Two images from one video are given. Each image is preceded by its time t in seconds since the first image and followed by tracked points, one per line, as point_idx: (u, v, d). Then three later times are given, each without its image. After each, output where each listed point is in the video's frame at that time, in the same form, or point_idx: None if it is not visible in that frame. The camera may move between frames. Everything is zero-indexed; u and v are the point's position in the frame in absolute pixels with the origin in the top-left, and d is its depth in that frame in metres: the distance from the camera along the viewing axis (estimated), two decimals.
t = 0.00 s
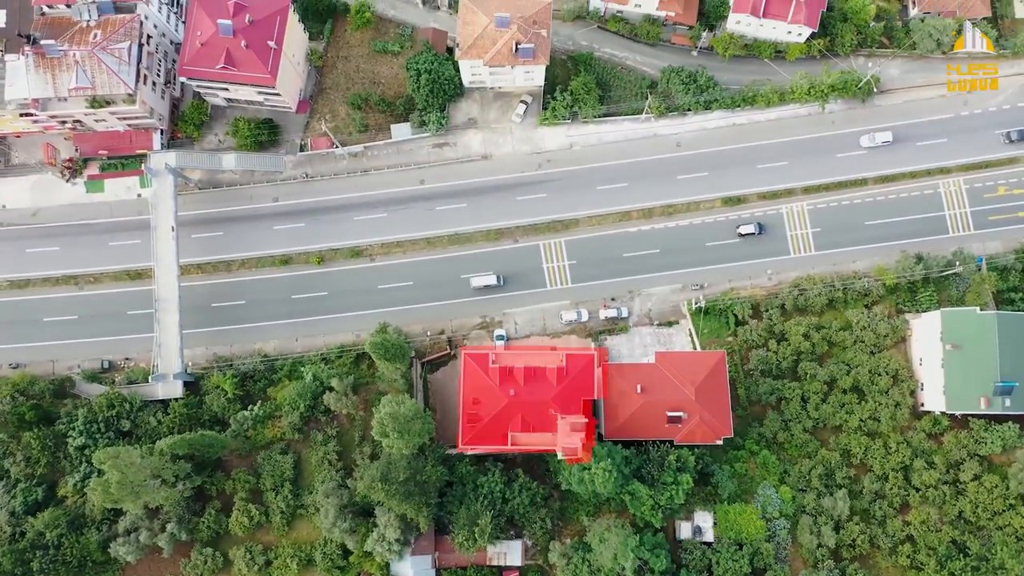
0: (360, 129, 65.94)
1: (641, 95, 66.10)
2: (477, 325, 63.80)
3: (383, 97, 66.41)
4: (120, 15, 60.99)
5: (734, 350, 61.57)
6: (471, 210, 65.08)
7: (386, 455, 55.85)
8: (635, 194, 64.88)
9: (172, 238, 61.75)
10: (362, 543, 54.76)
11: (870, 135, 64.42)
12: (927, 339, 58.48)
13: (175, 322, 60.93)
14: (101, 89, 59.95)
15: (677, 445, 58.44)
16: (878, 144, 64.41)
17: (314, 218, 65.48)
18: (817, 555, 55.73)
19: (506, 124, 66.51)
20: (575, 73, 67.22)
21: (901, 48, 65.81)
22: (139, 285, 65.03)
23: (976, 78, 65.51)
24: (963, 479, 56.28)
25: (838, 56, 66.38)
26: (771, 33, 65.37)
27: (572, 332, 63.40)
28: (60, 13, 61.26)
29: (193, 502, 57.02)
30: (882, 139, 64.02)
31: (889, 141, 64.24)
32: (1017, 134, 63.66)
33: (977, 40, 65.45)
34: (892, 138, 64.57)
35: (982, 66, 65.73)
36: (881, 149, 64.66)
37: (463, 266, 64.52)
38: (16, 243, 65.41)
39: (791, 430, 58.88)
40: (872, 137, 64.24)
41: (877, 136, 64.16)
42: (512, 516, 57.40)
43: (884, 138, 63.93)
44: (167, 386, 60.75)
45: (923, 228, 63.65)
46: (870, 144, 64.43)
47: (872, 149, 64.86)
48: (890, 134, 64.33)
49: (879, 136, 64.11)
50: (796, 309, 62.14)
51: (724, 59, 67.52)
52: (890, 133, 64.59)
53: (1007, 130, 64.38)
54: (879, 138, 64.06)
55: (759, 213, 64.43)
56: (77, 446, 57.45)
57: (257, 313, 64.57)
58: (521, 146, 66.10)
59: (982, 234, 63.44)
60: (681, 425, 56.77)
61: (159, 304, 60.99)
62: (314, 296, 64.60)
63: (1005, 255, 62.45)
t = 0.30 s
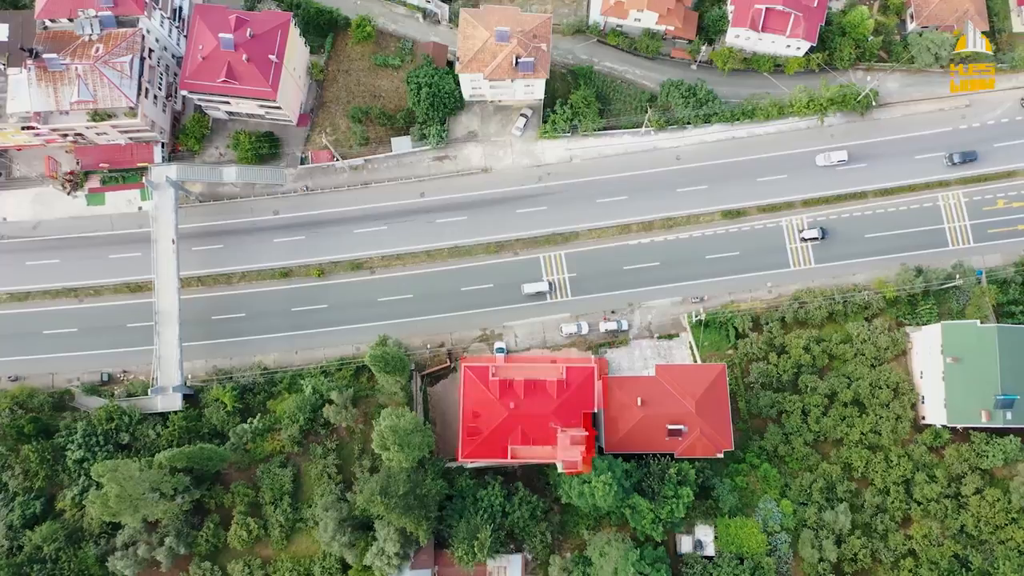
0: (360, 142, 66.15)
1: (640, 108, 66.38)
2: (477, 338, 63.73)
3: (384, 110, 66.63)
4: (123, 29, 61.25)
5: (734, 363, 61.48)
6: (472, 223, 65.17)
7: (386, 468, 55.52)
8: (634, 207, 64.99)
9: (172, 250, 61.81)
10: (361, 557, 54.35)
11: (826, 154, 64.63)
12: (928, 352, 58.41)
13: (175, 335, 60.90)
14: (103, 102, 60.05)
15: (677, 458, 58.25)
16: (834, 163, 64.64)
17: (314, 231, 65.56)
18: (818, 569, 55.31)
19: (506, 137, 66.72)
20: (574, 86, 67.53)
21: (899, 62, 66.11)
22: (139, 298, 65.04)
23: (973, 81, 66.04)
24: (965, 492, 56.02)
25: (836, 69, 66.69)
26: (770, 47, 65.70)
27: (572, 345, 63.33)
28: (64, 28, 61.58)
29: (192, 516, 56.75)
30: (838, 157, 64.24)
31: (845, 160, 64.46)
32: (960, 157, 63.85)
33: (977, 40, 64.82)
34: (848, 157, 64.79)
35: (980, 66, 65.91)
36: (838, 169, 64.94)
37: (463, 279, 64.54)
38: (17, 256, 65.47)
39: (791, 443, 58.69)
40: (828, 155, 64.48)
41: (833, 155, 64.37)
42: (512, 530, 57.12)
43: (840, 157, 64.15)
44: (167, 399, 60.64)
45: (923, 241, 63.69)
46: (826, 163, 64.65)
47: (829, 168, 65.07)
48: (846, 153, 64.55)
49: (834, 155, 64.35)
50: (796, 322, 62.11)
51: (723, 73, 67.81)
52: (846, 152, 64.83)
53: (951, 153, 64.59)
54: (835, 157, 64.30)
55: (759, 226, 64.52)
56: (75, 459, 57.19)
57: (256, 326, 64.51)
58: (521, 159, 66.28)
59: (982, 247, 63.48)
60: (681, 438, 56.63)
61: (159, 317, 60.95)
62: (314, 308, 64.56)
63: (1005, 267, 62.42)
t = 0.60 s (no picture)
0: (361, 155, 66.34)
1: (640, 122, 66.63)
2: (477, 351, 63.65)
3: (384, 123, 66.88)
4: (124, 43, 61.51)
5: (735, 376, 61.37)
6: (472, 235, 65.24)
7: (385, 482, 55.29)
8: (634, 219, 65.07)
9: (172, 263, 61.86)
10: (360, 571, 54.02)
11: (781, 173, 64.92)
12: (928, 365, 58.36)
13: (175, 347, 60.85)
14: (104, 116, 60.20)
15: (678, 472, 58.03)
16: (789, 182, 64.89)
17: (314, 244, 65.62)
18: None
19: (507, 150, 66.92)
20: (574, 99, 67.80)
21: (897, 76, 66.43)
22: (139, 310, 65.02)
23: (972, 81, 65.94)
24: (966, 506, 55.74)
25: (835, 83, 66.96)
26: (769, 61, 66.02)
27: (572, 358, 63.23)
28: (66, 41, 61.81)
29: (191, 530, 56.45)
30: (793, 176, 64.45)
31: (800, 178, 64.66)
32: (902, 179, 64.07)
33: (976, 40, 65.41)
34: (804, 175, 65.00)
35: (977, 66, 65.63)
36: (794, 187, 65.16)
37: (463, 291, 64.54)
38: (18, 268, 65.51)
39: (792, 456, 58.51)
40: (783, 174, 64.75)
41: (788, 173, 64.62)
42: (512, 544, 56.82)
43: (795, 176, 64.35)
44: (166, 411, 60.50)
45: (922, 253, 63.73)
46: (782, 182, 64.92)
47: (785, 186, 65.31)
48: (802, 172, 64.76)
49: (789, 174, 64.59)
50: (796, 335, 62.06)
51: (721, 86, 68.14)
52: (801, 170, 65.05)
53: (894, 175, 64.80)
54: (790, 176, 64.53)
55: (759, 239, 64.57)
56: (74, 472, 56.91)
57: (256, 338, 64.47)
58: (521, 172, 66.45)
59: (981, 259, 63.51)
60: (681, 451, 56.45)
61: (159, 329, 60.88)
62: (314, 321, 64.55)
63: (1005, 280, 62.42)
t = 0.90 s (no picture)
0: (361, 168, 66.51)
1: (640, 135, 66.95)
2: (477, 363, 63.55)
3: (385, 136, 67.11)
4: (126, 56, 61.74)
5: (735, 390, 61.28)
6: (472, 248, 65.29)
7: (385, 495, 54.98)
8: (634, 232, 65.15)
9: (172, 275, 61.84)
10: None
11: (736, 192, 65.07)
12: (929, 378, 58.25)
13: (174, 360, 60.76)
14: (105, 129, 60.31)
15: (678, 485, 57.82)
16: (745, 201, 65.06)
17: (314, 256, 65.66)
18: None
19: (507, 163, 67.12)
20: (574, 113, 68.08)
21: (895, 89, 66.76)
22: (139, 323, 65.00)
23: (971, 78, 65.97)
24: (968, 520, 55.41)
25: (834, 97, 67.24)
26: (767, 74, 66.33)
27: (572, 371, 63.11)
28: (67, 55, 62.00)
29: (189, 543, 56.09)
30: (749, 195, 64.61)
31: (756, 198, 64.87)
32: (844, 200, 64.28)
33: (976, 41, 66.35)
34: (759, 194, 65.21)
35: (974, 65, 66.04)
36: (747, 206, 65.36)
37: (463, 304, 64.53)
38: (18, 281, 65.54)
39: (793, 470, 58.33)
40: (739, 192, 64.90)
41: (744, 192, 64.78)
42: (512, 558, 56.44)
43: (751, 195, 64.51)
44: (164, 424, 60.32)
45: (922, 266, 63.77)
46: (737, 200, 65.06)
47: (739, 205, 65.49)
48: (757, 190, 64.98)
49: (745, 192, 64.75)
50: (796, 347, 62.00)
51: (720, 100, 68.44)
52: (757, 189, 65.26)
53: (837, 196, 64.99)
54: (746, 195, 64.68)
55: (759, 252, 64.62)
56: (72, 485, 56.48)
57: (256, 351, 64.39)
58: (521, 185, 66.58)
59: (981, 272, 63.54)
60: (682, 464, 56.25)
61: (158, 342, 60.79)
62: (314, 333, 64.50)
63: (1005, 293, 62.39)
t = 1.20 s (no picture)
0: (362, 181, 66.64)
1: (639, 148, 67.13)
2: (477, 376, 63.42)
3: (385, 150, 67.34)
4: (128, 70, 61.96)
5: (735, 403, 61.15)
6: (471, 261, 65.34)
7: (384, 509, 54.68)
8: (634, 245, 65.19)
9: (172, 288, 61.82)
10: None
11: (693, 211, 65.10)
12: (930, 392, 58.09)
13: (173, 373, 60.63)
14: (106, 142, 60.44)
15: (679, 499, 57.57)
16: (700, 219, 65.13)
17: (314, 269, 65.69)
18: None
19: (507, 176, 67.25)
20: (574, 126, 68.31)
21: (894, 103, 67.07)
22: (139, 336, 64.95)
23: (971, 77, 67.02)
24: (970, 534, 55.09)
25: (832, 110, 67.53)
26: (766, 88, 66.64)
27: (572, 384, 62.96)
28: (69, 68, 62.24)
29: (187, 557, 55.77)
30: (704, 214, 64.66)
31: (711, 217, 64.93)
32: (786, 222, 64.42)
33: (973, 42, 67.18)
34: (714, 213, 65.28)
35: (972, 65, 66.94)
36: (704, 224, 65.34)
37: (462, 317, 64.49)
38: (18, 293, 65.54)
39: (794, 483, 58.09)
40: (695, 211, 64.91)
41: (700, 210, 64.77)
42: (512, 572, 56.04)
43: (706, 214, 64.54)
44: (163, 437, 60.11)
45: (922, 279, 63.76)
46: (692, 218, 65.08)
47: (694, 223, 65.54)
48: (713, 209, 65.07)
49: (700, 211, 64.79)
50: (797, 360, 61.89)
51: (720, 113, 68.68)
52: (713, 208, 65.33)
53: (780, 217, 65.14)
54: (702, 213, 64.71)
55: (759, 265, 64.64)
56: (70, 498, 56.07)
57: (256, 364, 64.28)
58: (521, 198, 66.70)
59: (981, 285, 63.53)
60: (682, 478, 56.01)
61: (158, 355, 60.67)
62: (314, 346, 64.42)
63: (1005, 306, 62.34)
